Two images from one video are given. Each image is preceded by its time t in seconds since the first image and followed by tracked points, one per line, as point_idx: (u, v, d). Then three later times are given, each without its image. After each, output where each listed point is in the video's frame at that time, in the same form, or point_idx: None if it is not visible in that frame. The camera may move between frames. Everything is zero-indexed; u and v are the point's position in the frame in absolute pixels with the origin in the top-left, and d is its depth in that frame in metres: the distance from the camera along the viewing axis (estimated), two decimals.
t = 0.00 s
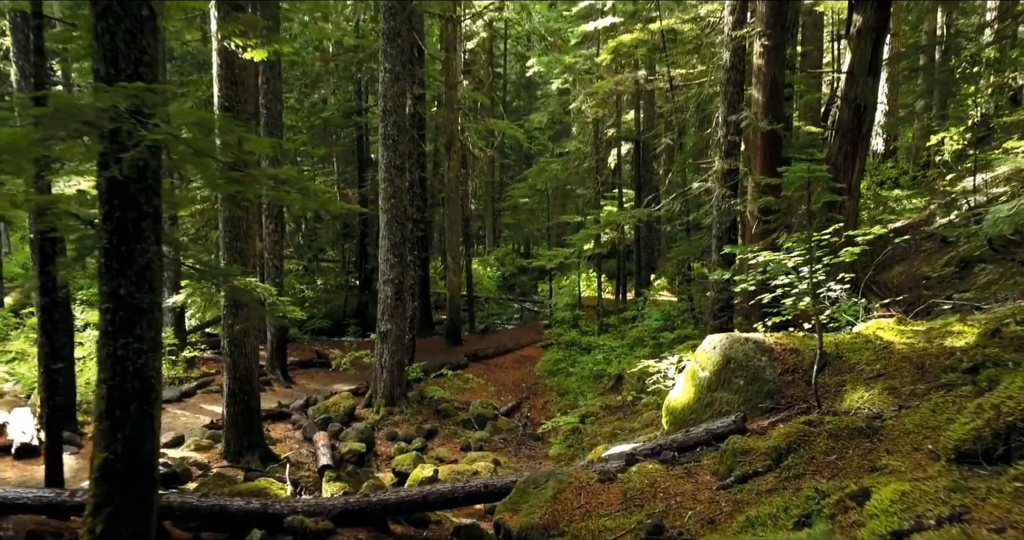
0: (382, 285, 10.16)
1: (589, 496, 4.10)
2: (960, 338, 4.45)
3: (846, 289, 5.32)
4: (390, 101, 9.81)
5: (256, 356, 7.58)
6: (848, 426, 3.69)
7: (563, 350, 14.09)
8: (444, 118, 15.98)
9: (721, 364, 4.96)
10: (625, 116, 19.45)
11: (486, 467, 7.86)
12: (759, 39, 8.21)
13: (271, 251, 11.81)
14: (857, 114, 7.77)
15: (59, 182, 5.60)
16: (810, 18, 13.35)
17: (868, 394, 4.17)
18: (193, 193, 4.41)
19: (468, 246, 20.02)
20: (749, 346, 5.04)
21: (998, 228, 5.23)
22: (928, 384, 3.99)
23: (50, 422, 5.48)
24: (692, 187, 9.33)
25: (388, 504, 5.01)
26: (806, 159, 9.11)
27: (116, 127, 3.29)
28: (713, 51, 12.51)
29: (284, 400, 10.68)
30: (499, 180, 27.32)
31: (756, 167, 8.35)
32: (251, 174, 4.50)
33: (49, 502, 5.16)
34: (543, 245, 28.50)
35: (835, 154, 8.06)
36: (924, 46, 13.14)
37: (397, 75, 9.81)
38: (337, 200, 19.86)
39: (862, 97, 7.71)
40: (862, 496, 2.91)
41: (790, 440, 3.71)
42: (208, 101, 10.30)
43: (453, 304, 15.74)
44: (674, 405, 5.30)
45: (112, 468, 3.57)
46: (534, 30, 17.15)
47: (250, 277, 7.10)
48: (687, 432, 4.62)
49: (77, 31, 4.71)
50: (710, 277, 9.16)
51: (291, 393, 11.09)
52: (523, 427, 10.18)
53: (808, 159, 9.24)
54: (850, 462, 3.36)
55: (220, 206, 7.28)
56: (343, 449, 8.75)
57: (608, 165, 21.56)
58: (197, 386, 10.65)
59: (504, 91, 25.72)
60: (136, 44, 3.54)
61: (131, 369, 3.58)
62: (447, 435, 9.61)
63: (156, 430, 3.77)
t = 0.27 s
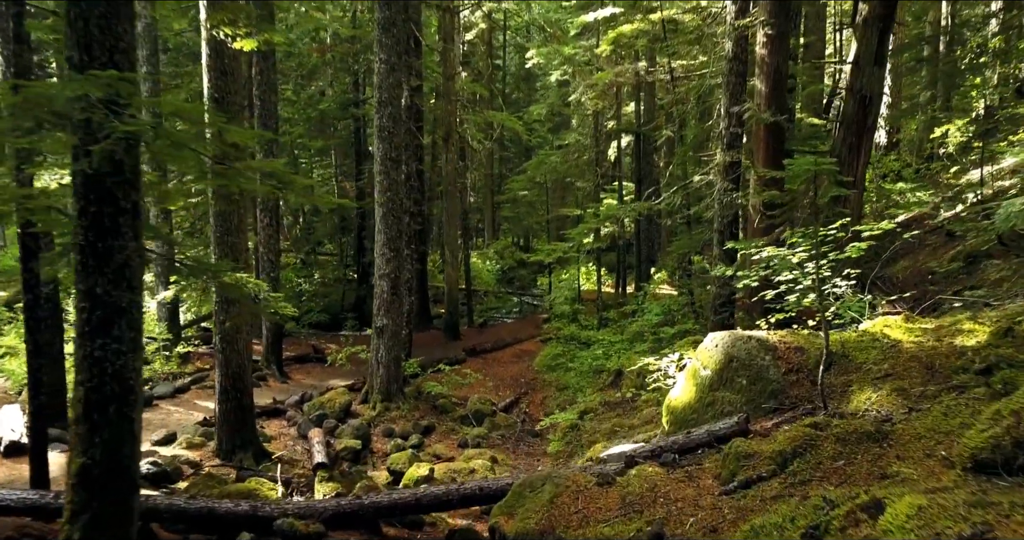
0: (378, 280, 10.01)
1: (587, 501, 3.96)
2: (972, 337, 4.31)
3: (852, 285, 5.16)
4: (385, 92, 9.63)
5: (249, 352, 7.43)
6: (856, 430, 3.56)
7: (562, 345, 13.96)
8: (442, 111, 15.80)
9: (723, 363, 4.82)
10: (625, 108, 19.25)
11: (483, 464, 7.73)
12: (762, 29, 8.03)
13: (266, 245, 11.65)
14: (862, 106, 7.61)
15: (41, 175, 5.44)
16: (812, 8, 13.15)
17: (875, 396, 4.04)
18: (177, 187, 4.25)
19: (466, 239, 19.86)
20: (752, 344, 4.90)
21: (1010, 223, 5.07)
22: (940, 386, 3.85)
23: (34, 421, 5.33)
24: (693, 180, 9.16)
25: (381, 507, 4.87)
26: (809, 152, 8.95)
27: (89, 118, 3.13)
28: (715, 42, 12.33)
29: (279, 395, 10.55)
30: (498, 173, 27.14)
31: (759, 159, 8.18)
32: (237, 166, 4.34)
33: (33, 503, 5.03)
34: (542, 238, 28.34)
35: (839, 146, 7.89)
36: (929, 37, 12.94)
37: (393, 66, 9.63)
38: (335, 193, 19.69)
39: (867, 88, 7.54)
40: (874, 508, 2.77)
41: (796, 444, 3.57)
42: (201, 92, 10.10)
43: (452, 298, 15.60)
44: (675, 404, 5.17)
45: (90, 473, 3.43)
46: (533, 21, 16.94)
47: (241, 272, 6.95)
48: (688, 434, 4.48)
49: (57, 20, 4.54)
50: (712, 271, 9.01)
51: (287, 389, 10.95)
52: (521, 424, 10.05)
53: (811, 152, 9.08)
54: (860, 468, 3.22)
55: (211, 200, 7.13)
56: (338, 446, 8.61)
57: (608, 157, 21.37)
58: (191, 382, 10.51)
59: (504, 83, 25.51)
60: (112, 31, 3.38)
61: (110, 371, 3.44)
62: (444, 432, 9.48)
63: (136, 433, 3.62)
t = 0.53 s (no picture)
0: (374, 275, 9.86)
1: (585, 507, 3.81)
2: (984, 337, 4.15)
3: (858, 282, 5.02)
4: (380, 84, 9.44)
5: (241, 349, 7.28)
6: (865, 435, 3.41)
7: (561, 340, 13.82)
8: (440, 103, 15.59)
9: (725, 363, 4.68)
10: (625, 100, 19.04)
11: (480, 463, 7.59)
12: (765, 19, 7.85)
13: (261, 239, 11.48)
14: (868, 98, 7.44)
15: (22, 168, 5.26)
16: None
17: (883, 399, 3.89)
18: (158, 180, 4.09)
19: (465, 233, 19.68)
20: (755, 344, 4.75)
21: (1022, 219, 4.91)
22: (952, 389, 3.70)
23: (18, 421, 5.18)
24: (695, 174, 8.99)
25: (372, 511, 4.73)
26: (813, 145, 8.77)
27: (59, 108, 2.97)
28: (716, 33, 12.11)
29: (274, 391, 10.41)
30: (497, 165, 26.94)
31: (761, 152, 7.97)
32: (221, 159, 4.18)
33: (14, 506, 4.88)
34: (542, 231, 28.17)
35: (844, 140, 7.72)
36: (935, 27, 12.72)
37: (389, 57, 9.44)
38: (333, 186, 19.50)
39: (873, 80, 7.37)
40: (890, 523, 2.62)
41: (803, 450, 3.43)
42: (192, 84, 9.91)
43: (450, 292, 15.44)
44: (675, 405, 5.02)
45: (65, 480, 3.29)
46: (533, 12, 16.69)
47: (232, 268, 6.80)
48: (689, 437, 4.34)
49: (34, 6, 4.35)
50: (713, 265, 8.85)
51: (282, 385, 10.81)
52: (520, 422, 9.91)
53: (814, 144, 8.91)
54: (872, 477, 3.07)
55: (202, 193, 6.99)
56: (333, 444, 8.47)
57: (608, 150, 21.16)
58: (185, 378, 10.36)
59: (503, 75, 25.28)
60: (84, 17, 3.21)
61: (85, 374, 3.29)
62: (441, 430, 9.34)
63: (114, 438, 3.48)
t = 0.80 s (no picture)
0: (369, 270, 9.67)
1: (583, 517, 3.62)
2: (1000, 340, 3.98)
3: (866, 280, 4.84)
4: (375, 75, 9.23)
5: (231, 347, 7.10)
6: (878, 445, 3.22)
7: (560, 335, 13.66)
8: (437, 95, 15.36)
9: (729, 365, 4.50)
10: (626, 92, 18.79)
11: (477, 464, 7.42)
12: (769, 7, 7.62)
13: (255, 233, 11.25)
14: (874, 89, 7.24)
15: None
16: None
17: (895, 404, 3.71)
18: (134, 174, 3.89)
19: (464, 226, 19.47)
20: (760, 344, 4.57)
21: None
22: (968, 396, 3.53)
23: None
24: (696, 167, 8.79)
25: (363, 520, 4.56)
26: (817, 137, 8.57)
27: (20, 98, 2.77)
28: (718, 23, 11.86)
29: (268, 389, 10.23)
30: (496, 158, 26.71)
31: (764, 145, 7.77)
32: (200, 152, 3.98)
33: None
34: (541, 224, 27.98)
35: (849, 132, 7.52)
36: (941, 17, 12.49)
37: (383, 47, 9.22)
38: (329, 179, 19.29)
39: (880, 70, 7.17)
40: None
41: (812, 460, 3.25)
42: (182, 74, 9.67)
43: (448, 287, 15.27)
44: (677, 407, 4.83)
45: (33, 493, 3.11)
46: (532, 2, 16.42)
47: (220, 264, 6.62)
48: (692, 443, 4.15)
49: None
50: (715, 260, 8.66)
51: (276, 382, 10.64)
52: (518, 420, 9.76)
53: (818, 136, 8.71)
54: (888, 491, 2.88)
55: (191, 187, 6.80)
56: (326, 443, 8.30)
57: (608, 143, 20.92)
58: (177, 375, 10.19)
59: (501, 66, 25.01)
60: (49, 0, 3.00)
61: (53, 381, 3.10)
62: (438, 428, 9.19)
63: (86, 448, 3.29)
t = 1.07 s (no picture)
0: (364, 266, 9.51)
1: (582, 526, 3.46)
2: (1014, 343, 3.83)
3: (873, 279, 4.68)
4: (370, 68, 9.03)
5: (222, 346, 6.94)
6: (891, 455, 3.08)
7: (559, 332, 13.51)
8: (435, 89, 15.15)
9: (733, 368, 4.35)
10: (626, 85, 18.57)
11: (473, 465, 7.27)
12: None
13: (249, 229, 11.06)
14: (879, 82, 7.06)
15: None
16: None
17: (906, 410, 3.56)
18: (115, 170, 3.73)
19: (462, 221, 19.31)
20: (764, 347, 4.43)
21: None
22: (982, 402, 3.38)
23: None
24: (698, 161, 8.61)
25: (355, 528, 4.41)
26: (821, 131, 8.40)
27: None
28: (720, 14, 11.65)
29: (263, 387, 10.09)
30: (495, 151, 26.50)
31: (767, 139, 7.60)
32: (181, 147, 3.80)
33: None
34: (540, 219, 27.81)
35: (854, 126, 7.35)
36: (947, 9, 12.28)
37: (379, 39, 9.02)
38: (326, 173, 19.09)
39: (886, 62, 6.99)
40: None
41: (821, 472, 3.10)
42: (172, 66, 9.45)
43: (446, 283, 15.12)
44: (678, 410, 4.68)
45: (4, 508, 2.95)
46: None
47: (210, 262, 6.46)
48: (694, 449, 4.00)
49: None
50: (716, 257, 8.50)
51: (271, 380, 10.49)
52: (515, 419, 9.63)
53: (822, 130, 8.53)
54: (904, 506, 2.74)
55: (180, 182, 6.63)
56: (321, 443, 8.17)
57: (608, 137, 20.73)
58: (170, 373, 10.07)
59: (500, 59, 24.76)
60: None
61: (22, 388, 2.94)
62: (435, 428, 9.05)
63: (60, 459, 3.13)
